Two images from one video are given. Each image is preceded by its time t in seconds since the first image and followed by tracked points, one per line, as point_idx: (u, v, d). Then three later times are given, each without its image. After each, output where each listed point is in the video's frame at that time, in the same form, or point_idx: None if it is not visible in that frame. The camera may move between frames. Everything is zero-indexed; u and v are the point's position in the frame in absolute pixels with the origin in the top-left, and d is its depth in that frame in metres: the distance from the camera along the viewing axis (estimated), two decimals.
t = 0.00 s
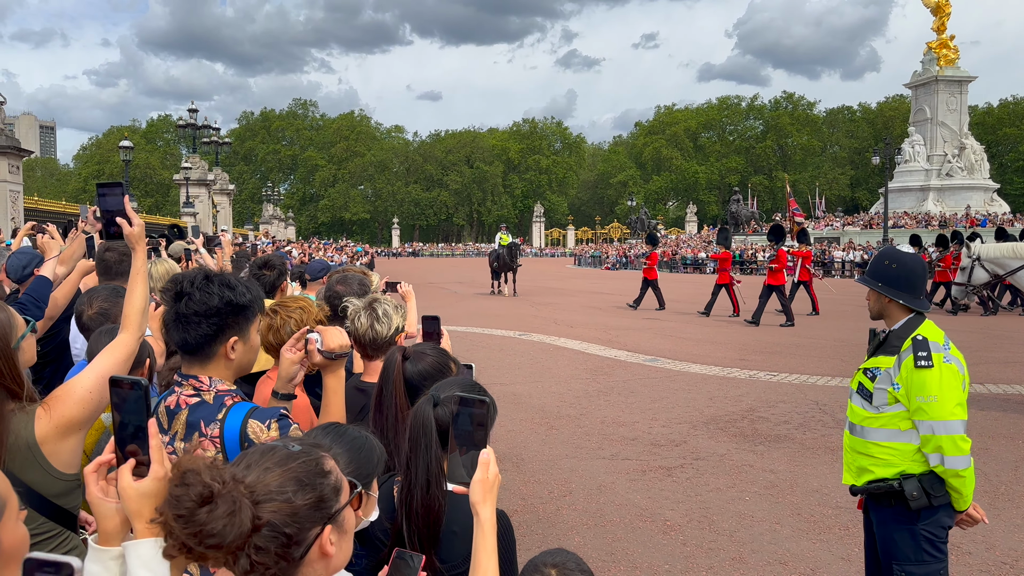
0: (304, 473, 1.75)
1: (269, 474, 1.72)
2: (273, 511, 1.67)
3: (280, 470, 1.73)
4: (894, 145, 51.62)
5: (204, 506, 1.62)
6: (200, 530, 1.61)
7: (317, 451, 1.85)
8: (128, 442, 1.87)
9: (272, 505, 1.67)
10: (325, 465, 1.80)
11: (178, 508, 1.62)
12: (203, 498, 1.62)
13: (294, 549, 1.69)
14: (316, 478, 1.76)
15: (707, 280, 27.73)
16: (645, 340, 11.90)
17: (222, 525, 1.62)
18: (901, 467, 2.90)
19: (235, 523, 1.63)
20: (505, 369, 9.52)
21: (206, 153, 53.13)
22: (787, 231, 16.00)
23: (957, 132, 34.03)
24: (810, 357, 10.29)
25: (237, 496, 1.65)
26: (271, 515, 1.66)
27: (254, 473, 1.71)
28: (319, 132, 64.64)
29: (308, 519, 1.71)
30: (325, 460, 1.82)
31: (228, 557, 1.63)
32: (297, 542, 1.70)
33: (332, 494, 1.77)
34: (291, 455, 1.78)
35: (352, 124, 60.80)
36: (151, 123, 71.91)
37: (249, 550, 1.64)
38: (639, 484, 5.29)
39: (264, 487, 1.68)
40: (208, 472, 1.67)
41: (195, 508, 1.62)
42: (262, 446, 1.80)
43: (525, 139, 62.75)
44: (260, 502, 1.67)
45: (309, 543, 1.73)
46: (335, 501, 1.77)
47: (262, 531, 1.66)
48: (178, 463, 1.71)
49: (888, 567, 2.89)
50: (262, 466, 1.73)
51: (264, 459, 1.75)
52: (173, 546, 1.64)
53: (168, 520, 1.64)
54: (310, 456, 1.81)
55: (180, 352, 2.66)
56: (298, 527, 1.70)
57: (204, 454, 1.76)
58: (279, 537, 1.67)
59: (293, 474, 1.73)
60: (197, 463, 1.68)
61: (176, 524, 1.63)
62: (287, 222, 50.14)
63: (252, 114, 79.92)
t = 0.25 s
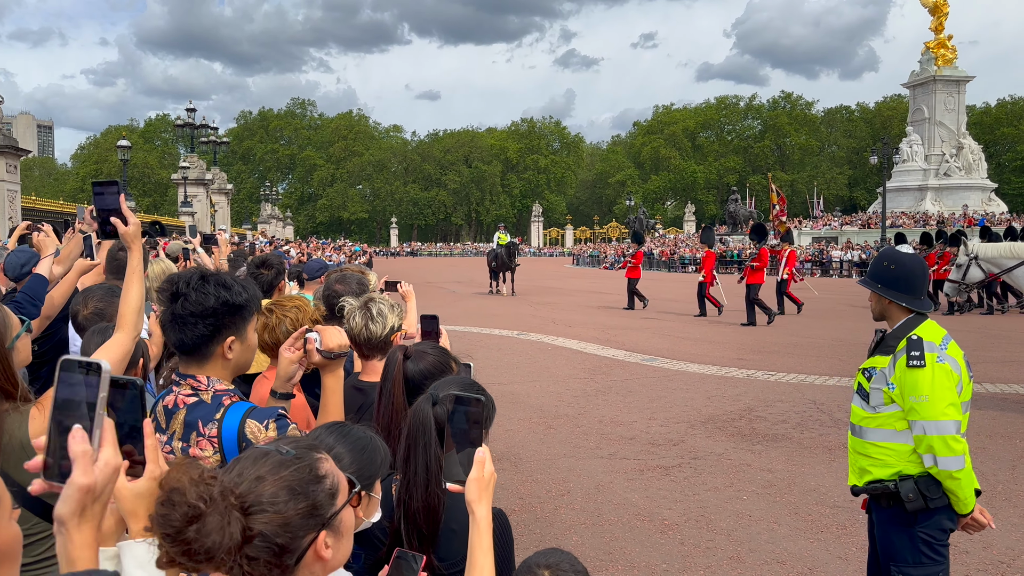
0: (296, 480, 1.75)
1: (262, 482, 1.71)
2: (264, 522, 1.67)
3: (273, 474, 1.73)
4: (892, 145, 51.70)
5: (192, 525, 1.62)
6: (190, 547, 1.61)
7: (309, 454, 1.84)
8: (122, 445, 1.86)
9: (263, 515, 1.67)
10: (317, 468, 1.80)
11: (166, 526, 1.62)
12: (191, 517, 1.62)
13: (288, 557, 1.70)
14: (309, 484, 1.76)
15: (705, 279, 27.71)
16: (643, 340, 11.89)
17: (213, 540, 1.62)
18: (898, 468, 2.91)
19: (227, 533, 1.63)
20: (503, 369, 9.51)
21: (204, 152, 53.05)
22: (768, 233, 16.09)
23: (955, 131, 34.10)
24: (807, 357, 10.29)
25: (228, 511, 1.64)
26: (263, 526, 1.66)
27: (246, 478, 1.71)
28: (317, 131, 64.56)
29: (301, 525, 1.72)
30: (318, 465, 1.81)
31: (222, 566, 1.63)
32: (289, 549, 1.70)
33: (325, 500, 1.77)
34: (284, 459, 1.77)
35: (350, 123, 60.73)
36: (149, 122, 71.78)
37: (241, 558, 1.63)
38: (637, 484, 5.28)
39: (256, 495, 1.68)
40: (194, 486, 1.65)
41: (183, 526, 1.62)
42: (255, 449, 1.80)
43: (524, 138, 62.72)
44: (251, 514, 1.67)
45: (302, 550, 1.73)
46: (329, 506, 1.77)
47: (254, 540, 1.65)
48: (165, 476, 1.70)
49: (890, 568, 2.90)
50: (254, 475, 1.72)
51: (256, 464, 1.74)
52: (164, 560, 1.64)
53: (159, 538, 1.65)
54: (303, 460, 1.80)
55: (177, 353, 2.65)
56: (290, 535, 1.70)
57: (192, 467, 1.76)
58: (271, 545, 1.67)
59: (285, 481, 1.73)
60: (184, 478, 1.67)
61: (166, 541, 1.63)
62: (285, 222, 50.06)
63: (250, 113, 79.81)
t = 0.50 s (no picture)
0: (288, 488, 1.74)
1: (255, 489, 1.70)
2: (258, 536, 1.66)
3: (265, 482, 1.73)
4: (889, 145, 51.78)
5: (185, 547, 1.59)
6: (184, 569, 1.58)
7: (301, 457, 1.84)
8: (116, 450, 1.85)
9: (258, 526, 1.66)
10: (309, 472, 1.80)
11: (159, 550, 1.59)
12: (182, 542, 1.60)
13: (285, 565, 1.70)
14: (302, 491, 1.75)
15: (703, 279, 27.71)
16: (640, 340, 11.89)
17: (208, 561, 1.59)
18: (899, 470, 2.91)
19: (220, 550, 1.60)
20: (501, 369, 9.51)
21: (201, 152, 52.97)
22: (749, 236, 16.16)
23: (952, 131, 34.11)
24: (805, 356, 10.29)
25: (221, 529, 1.62)
26: (257, 538, 1.66)
27: (239, 487, 1.70)
28: (315, 131, 64.49)
29: (295, 533, 1.72)
30: (310, 469, 1.81)
31: None
32: (284, 556, 1.69)
33: (320, 504, 1.78)
34: (276, 466, 1.77)
35: (348, 122, 60.67)
36: (146, 122, 71.67)
37: (235, 568, 1.62)
38: (634, 484, 5.29)
39: (250, 505, 1.67)
40: (183, 508, 1.62)
41: (176, 548, 1.60)
42: (246, 455, 1.79)
43: (522, 138, 62.69)
44: (245, 528, 1.66)
45: (297, 556, 1.72)
46: (324, 511, 1.78)
47: (248, 552, 1.64)
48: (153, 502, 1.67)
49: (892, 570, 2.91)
50: (246, 486, 1.70)
51: (248, 469, 1.74)
52: None
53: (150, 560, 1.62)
54: (294, 466, 1.79)
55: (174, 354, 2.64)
56: (284, 544, 1.69)
57: (186, 487, 1.74)
58: (266, 555, 1.66)
59: (278, 489, 1.72)
60: (171, 503, 1.64)
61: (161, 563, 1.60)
62: (283, 221, 50.00)
63: (248, 112, 79.72)
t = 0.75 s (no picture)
0: (293, 483, 1.75)
1: (261, 487, 1.71)
2: (266, 529, 1.66)
3: (270, 477, 1.74)
4: (887, 145, 51.83)
5: (199, 542, 1.56)
6: (196, 566, 1.55)
7: (301, 454, 1.85)
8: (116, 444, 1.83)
9: (265, 522, 1.67)
10: (311, 468, 1.81)
11: (170, 547, 1.55)
12: (197, 535, 1.56)
13: (291, 559, 1.70)
14: (306, 486, 1.76)
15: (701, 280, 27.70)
16: (638, 340, 11.89)
17: (221, 555, 1.57)
18: (900, 471, 2.90)
19: (232, 546, 1.59)
20: (498, 369, 9.51)
21: (199, 152, 52.93)
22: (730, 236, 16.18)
23: (950, 132, 34.10)
24: (803, 356, 10.29)
25: (231, 525, 1.61)
26: (265, 533, 1.66)
27: (243, 485, 1.70)
28: (313, 131, 64.48)
29: (301, 528, 1.72)
30: (311, 465, 1.81)
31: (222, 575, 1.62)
32: (291, 552, 1.69)
33: (323, 499, 1.78)
34: (279, 462, 1.78)
35: (346, 122, 60.57)
36: (144, 122, 71.61)
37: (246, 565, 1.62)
38: (632, 484, 5.28)
39: (256, 501, 1.68)
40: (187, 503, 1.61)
41: (187, 544, 1.57)
42: (247, 455, 1.81)
43: (520, 138, 62.72)
44: (252, 521, 1.66)
45: (302, 552, 1.73)
46: (327, 507, 1.78)
47: (258, 549, 1.64)
48: (164, 497, 1.61)
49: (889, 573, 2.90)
50: (250, 482, 1.71)
51: (251, 469, 1.75)
52: None
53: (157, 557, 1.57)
54: (296, 462, 1.80)
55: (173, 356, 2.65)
56: (291, 539, 1.70)
57: (190, 480, 1.71)
58: (274, 552, 1.67)
59: (283, 484, 1.73)
60: (185, 498, 1.60)
61: (171, 560, 1.56)
62: (282, 221, 49.91)
63: (246, 113, 79.66)
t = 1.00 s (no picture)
0: (295, 480, 1.75)
1: (263, 486, 1.71)
2: (270, 526, 1.66)
3: (273, 475, 1.74)
4: (886, 146, 51.86)
5: (207, 536, 1.55)
6: (203, 561, 1.54)
7: (302, 453, 1.85)
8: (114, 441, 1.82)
9: (268, 519, 1.67)
10: (312, 466, 1.81)
11: (177, 542, 1.53)
12: (204, 529, 1.55)
13: (295, 555, 1.70)
14: (308, 482, 1.76)
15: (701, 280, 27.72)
16: (638, 340, 11.90)
17: (228, 551, 1.57)
18: (902, 471, 2.90)
19: (236, 542, 1.59)
20: (498, 369, 9.52)
21: (199, 152, 52.92)
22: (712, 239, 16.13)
23: (950, 132, 34.10)
24: (803, 357, 10.30)
25: (237, 520, 1.60)
26: (269, 530, 1.66)
27: (244, 483, 1.70)
28: (313, 132, 64.41)
29: (304, 524, 1.72)
30: (312, 463, 1.82)
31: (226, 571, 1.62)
32: (294, 549, 1.69)
33: (324, 496, 1.78)
34: (281, 459, 1.78)
35: (346, 123, 60.52)
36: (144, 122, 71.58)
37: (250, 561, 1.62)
38: (632, 484, 5.29)
39: (257, 499, 1.68)
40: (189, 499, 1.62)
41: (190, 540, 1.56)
42: (249, 452, 1.81)
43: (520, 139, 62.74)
44: (256, 518, 1.66)
45: (306, 548, 1.73)
46: (328, 503, 1.78)
47: (261, 545, 1.64)
48: (169, 493, 1.59)
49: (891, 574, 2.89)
50: (251, 481, 1.72)
51: (252, 467, 1.75)
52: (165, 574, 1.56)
53: (162, 552, 1.55)
54: (297, 460, 1.80)
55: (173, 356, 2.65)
56: (294, 536, 1.70)
57: (189, 475, 1.69)
58: (277, 549, 1.66)
59: (285, 482, 1.73)
60: (191, 491, 1.58)
61: (178, 555, 1.54)
62: (281, 221, 49.91)
63: (246, 113, 79.68)
